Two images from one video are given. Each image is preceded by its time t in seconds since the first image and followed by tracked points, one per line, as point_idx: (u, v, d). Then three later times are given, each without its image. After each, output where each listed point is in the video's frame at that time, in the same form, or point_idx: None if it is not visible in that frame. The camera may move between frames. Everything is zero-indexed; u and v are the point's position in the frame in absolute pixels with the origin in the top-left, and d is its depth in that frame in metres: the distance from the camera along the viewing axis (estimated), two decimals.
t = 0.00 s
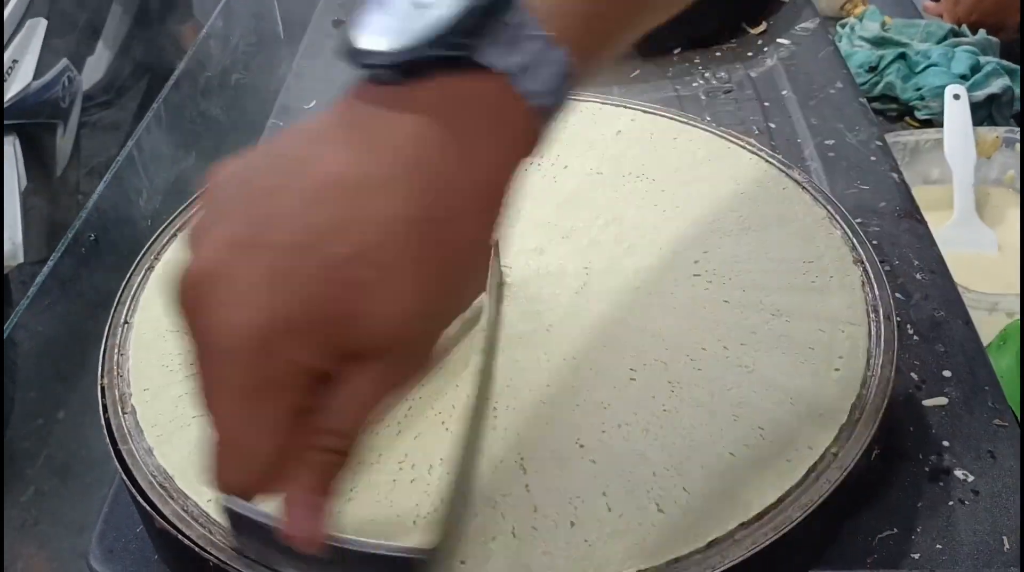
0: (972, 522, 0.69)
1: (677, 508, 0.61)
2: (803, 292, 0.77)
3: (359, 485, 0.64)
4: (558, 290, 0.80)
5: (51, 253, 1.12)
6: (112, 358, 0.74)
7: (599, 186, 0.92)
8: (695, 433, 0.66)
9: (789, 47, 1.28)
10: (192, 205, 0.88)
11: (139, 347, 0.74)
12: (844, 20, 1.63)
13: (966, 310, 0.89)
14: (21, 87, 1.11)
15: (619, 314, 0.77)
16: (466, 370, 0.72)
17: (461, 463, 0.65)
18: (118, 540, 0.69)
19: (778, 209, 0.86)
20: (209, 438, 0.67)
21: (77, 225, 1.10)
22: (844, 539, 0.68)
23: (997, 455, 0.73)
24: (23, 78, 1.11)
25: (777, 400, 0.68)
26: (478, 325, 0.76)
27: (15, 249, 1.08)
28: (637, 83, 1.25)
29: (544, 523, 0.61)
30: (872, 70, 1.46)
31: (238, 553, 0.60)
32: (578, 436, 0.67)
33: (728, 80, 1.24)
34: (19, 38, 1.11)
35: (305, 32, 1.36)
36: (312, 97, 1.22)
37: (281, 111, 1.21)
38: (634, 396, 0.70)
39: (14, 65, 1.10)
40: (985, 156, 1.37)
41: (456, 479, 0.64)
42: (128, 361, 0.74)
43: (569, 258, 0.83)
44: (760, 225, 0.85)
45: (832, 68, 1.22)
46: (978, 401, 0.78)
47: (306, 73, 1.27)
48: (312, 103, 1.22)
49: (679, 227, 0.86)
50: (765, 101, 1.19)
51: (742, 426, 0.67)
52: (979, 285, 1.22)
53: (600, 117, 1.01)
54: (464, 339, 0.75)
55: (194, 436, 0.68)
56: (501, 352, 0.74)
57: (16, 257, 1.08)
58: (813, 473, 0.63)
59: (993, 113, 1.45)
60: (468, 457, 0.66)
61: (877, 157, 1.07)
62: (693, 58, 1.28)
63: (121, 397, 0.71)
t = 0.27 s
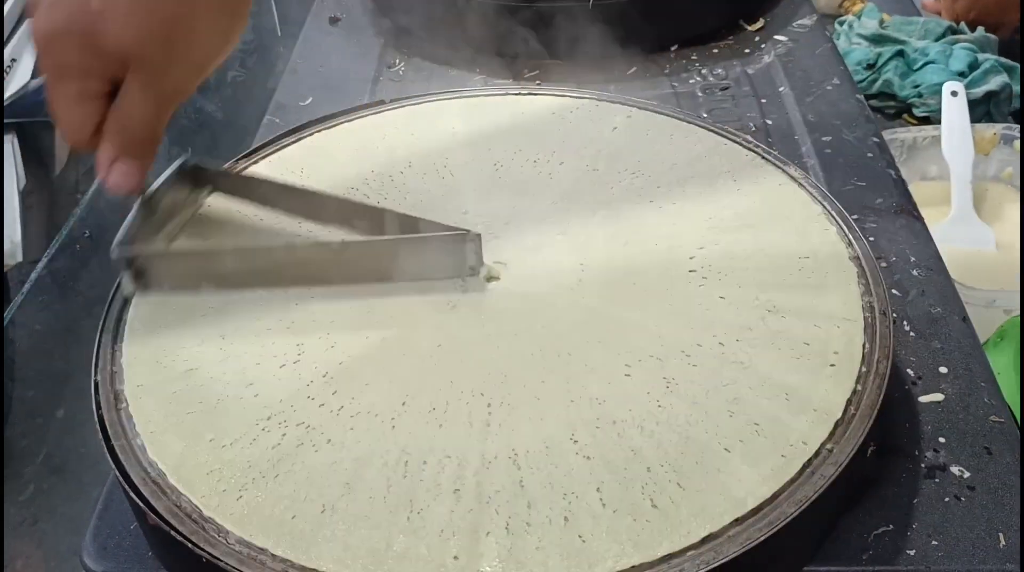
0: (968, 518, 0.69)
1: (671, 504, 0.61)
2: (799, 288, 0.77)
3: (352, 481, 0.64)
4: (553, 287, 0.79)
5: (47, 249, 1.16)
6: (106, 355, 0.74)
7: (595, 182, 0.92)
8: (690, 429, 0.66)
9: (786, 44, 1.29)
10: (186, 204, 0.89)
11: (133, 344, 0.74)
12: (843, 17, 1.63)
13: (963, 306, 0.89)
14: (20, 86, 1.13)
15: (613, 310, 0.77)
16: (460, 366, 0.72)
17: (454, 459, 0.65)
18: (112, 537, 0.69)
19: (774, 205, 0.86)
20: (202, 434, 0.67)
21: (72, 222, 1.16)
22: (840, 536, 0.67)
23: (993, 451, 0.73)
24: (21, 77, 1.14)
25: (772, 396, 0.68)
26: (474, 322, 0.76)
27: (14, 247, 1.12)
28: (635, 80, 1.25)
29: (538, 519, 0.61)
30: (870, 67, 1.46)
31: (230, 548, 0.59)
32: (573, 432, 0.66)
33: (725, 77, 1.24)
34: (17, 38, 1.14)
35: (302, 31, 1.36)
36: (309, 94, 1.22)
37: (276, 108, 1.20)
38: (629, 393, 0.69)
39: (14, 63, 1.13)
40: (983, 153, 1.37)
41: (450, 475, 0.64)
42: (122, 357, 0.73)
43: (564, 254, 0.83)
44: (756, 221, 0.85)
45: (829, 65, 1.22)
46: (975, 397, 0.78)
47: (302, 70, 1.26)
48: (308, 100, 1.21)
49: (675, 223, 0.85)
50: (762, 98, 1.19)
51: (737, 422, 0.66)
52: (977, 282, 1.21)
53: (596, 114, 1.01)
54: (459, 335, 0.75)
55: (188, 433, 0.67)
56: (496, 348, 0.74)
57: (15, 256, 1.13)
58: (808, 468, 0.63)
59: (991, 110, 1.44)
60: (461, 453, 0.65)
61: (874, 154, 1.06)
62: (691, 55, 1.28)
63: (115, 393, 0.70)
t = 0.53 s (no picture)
0: (969, 517, 0.68)
1: (671, 502, 0.61)
2: (800, 286, 0.77)
3: (350, 480, 0.63)
4: (552, 285, 0.79)
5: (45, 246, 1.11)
6: (103, 353, 0.73)
7: (594, 179, 0.91)
8: (690, 427, 0.66)
9: (786, 42, 1.28)
10: (184, 202, 0.89)
11: (130, 341, 0.74)
12: (843, 15, 1.63)
13: (963, 305, 0.88)
14: (19, 84, 1.10)
15: (613, 308, 0.76)
16: (459, 364, 0.72)
17: (453, 457, 0.65)
18: (109, 535, 0.68)
19: (774, 203, 0.86)
20: (199, 433, 0.67)
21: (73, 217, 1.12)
22: (841, 535, 0.67)
23: (994, 450, 0.73)
24: (20, 75, 1.11)
25: (773, 394, 0.68)
26: (472, 320, 0.76)
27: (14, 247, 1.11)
28: (635, 78, 1.24)
29: (537, 518, 0.60)
30: (870, 65, 1.46)
31: (228, 547, 0.59)
32: (572, 431, 0.66)
33: (725, 75, 1.24)
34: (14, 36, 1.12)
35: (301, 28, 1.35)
36: (308, 93, 1.21)
37: (275, 106, 1.20)
38: (629, 391, 0.69)
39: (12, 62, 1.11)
40: (984, 151, 1.38)
41: (448, 473, 0.63)
42: (119, 355, 0.73)
43: (564, 252, 0.83)
44: (755, 220, 0.84)
45: (829, 63, 1.21)
46: (975, 396, 0.78)
47: (301, 68, 1.26)
48: (307, 98, 1.21)
49: (675, 221, 0.85)
50: (763, 96, 1.19)
51: (737, 420, 0.66)
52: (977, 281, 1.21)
53: (596, 111, 1.01)
54: (458, 333, 0.75)
55: (185, 431, 0.67)
56: (495, 346, 0.73)
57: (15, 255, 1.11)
58: (809, 467, 0.62)
59: (992, 108, 1.44)
60: (460, 451, 0.65)
61: (875, 152, 1.06)
62: (690, 53, 1.28)
63: (112, 391, 0.70)
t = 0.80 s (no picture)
0: (967, 522, 0.68)
1: (666, 508, 0.60)
2: (796, 290, 0.76)
3: (344, 485, 0.63)
4: (549, 288, 0.79)
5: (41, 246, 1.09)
6: (96, 356, 0.73)
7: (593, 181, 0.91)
8: (685, 432, 0.66)
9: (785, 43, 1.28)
10: (180, 204, 0.88)
11: (123, 345, 0.74)
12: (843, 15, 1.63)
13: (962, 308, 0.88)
14: (19, 83, 1.04)
15: (608, 311, 0.76)
16: (454, 368, 0.72)
17: (447, 462, 0.64)
18: (103, 540, 0.68)
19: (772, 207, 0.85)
20: (192, 437, 0.67)
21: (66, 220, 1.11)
22: (837, 540, 0.67)
23: (992, 455, 0.73)
24: (21, 73, 1.06)
25: (769, 398, 0.67)
26: (467, 323, 0.75)
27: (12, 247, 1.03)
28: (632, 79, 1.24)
29: (531, 523, 0.60)
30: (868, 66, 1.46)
31: (220, 553, 0.59)
32: (567, 436, 0.66)
33: (723, 76, 1.23)
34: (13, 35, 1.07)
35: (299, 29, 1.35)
36: (305, 94, 1.21)
37: (272, 107, 1.20)
38: (624, 394, 0.69)
39: (11, 61, 1.06)
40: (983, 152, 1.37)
41: (442, 479, 0.63)
42: (112, 359, 0.73)
43: (560, 255, 0.82)
44: (752, 222, 0.84)
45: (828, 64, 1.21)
46: (973, 399, 0.78)
47: (298, 69, 1.26)
48: (304, 99, 1.21)
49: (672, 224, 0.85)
50: (761, 97, 1.18)
51: (732, 425, 0.66)
52: (976, 282, 1.21)
53: (594, 113, 1.01)
54: (453, 337, 0.74)
55: (178, 436, 0.67)
56: (489, 350, 0.73)
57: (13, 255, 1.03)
58: (804, 472, 0.62)
59: (991, 109, 1.42)
60: (454, 456, 0.65)
61: (873, 154, 1.06)
62: (688, 54, 1.28)
63: (105, 395, 0.70)
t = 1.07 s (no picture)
0: (965, 523, 0.68)
1: (663, 510, 0.60)
2: (794, 291, 0.76)
3: (340, 487, 0.63)
4: (546, 289, 0.79)
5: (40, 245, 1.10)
6: (92, 358, 0.73)
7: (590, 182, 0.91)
8: (682, 433, 0.65)
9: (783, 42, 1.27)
10: (177, 205, 0.88)
11: (119, 346, 0.73)
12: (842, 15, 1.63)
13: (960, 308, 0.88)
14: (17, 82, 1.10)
15: (606, 312, 0.76)
16: (450, 369, 0.71)
17: (444, 464, 0.64)
18: (99, 542, 0.68)
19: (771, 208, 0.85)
20: (189, 439, 0.66)
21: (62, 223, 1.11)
22: (835, 541, 0.66)
23: (990, 456, 0.72)
24: (20, 74, 1.11)
25: (766, 399, 0.67)
26: (464, 323, 0.75)
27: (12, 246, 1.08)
28: (631, 79, 1.24)
29: (527, 525, 0.60)
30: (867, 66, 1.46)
31: (215, 555, 0.59)
32: (564, 437, 0.65)
33: (722, 75, 1.23)
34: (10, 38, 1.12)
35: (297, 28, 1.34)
36: (303, 94, 1.21)
37: (269, 107, 1.19)
38: (622, 395, 0.68)
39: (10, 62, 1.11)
40: (982, 152, 1.37)
41: (439, 481, 0.63)
42: (108, 361, 0.73)
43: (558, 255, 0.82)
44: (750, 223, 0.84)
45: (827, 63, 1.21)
46: (972, 400, 0.77)
47: (296, 69, 1.25)
48: (302, 100, 1.20)
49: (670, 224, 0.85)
50: (759, 97, 1.18)
51: (730, 426, 0.66)
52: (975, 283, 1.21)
53: (591, 114, 1.01)
54: (450, 337, 0.74)
55: (174, 437, 0.67)
56: (486, 351, 0.73)
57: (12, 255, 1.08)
58: (802, 474, 0.62)
59: (990, 109, 1.43)
60: (451, 457, 0.65)
61: (871, 154, 1.06)
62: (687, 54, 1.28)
63: (101, 396, 0.70)
